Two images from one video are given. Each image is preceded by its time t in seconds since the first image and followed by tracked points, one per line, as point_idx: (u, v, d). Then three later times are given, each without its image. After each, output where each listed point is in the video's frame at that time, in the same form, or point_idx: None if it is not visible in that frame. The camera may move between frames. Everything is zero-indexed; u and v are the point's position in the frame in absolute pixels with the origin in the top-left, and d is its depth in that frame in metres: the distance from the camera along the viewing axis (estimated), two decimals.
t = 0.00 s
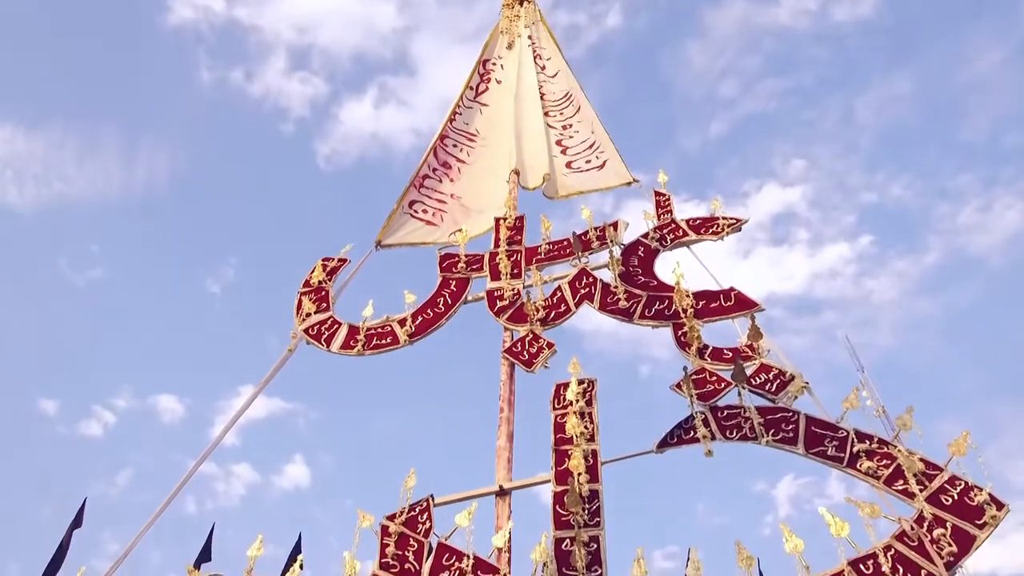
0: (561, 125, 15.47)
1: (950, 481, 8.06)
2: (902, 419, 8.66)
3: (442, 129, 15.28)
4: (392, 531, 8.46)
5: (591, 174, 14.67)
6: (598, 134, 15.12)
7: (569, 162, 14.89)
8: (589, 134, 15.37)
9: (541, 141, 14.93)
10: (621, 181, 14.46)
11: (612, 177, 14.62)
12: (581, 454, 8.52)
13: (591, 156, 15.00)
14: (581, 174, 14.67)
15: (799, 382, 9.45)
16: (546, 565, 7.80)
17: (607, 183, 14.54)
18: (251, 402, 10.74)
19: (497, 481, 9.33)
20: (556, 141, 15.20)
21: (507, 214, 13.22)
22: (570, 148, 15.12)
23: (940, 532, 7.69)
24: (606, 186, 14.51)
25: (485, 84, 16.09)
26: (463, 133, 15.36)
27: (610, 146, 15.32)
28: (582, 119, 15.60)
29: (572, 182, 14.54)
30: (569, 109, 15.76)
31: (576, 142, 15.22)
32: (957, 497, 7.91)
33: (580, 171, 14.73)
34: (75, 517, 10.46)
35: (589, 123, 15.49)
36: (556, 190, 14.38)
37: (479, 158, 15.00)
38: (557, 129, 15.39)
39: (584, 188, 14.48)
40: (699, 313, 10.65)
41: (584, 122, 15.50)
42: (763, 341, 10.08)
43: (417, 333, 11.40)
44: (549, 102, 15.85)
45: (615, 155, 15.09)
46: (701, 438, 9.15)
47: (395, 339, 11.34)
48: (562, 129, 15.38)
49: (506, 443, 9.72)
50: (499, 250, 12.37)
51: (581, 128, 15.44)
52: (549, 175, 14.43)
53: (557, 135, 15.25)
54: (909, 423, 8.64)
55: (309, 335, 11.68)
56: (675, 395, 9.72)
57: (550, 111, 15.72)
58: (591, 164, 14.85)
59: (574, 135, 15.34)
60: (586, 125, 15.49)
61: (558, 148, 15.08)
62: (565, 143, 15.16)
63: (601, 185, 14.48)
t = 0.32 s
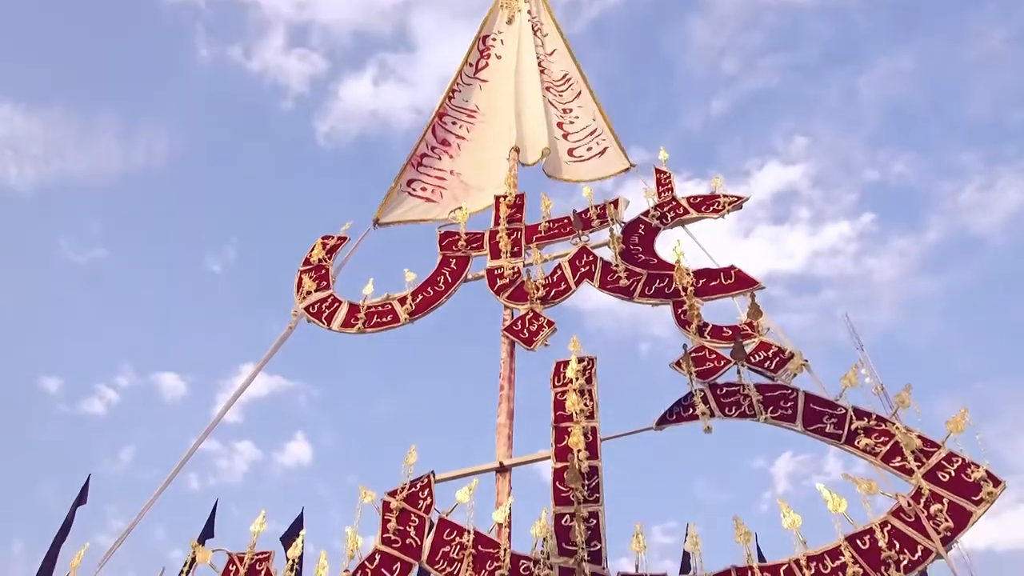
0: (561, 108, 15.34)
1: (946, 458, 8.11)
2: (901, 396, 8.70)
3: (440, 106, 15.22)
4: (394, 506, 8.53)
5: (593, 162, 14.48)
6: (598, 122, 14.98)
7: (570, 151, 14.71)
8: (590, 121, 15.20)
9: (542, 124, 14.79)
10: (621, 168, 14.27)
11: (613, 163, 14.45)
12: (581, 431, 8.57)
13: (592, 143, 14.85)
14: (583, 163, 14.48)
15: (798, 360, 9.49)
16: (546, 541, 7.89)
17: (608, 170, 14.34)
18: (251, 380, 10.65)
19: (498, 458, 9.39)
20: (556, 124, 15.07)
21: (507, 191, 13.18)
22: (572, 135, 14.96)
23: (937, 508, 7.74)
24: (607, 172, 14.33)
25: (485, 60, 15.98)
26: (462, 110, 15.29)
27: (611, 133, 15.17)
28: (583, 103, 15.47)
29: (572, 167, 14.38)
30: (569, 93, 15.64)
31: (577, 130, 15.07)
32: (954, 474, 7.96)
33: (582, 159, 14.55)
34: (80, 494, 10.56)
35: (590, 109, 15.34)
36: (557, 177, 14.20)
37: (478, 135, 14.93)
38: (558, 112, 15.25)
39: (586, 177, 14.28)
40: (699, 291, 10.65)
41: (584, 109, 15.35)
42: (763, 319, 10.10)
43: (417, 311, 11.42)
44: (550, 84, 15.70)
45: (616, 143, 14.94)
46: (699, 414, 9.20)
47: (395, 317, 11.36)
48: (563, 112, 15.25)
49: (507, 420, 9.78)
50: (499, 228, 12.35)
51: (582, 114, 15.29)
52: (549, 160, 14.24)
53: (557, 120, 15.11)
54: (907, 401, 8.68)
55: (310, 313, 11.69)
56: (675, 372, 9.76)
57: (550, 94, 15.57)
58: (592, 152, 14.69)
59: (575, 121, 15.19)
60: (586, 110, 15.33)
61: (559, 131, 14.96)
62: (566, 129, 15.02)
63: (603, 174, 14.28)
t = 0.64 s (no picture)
0: (566, 87, 15.23)
1: (945, 436, 8.15)
2: (899, 374, 8.75)
3: (439, 84, 15.15)
4: (395, 483, 8.61)
5: (600, 140, 14.32)
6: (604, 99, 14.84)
7: (577, 131, 14.59)
8: (596, 98, 15.06)
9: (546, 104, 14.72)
10: (627, 145, 14.08)
11: (619, 140, 14.30)
12: (580, 409, 8.62)
13: (599, 120, 14.69)
14: (589, 143, 14.34)
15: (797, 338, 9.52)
16: (546, 517, 7.97)
17: (615, 148, 14.20)
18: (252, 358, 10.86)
19: (498, 434, 9.47)
20: (562, 104, 14.99)
21: (507, 170, 13.16)
22: (578, 115, 14.84)
23: (934, 484, 7.80)
24: (614, 150, 14.18)
25: (485, 37, 15.89)
26: (462, 87, 15.21)
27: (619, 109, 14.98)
28: (588, 79, 15.33)
29: (578, 145, 14.28)
30: (574, 69, 15.51)
31: (582, 107, 14.96)
32: (952, 451, 8.01)
33: (589, 138, 14.43)
34: (83, 471, 10.65)
35: (596, 86, 15.20)
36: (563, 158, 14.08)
37: (478, 113, 14.84)
38: (563, 91, 15.16)
39: (592, 157, 14.13)
40: (700, 270, 10.66)
41: (590, 86, 15.22)
42: (762, 298, 10.11)
43: (417, 291, 11.44)
44: (555, 62, 15.59)
45: (622, 119, 14.75)
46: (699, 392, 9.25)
47: (395, 296, 11.38)
48: (568, 91, 15.15)
49: (507, 398, 9.84)
50: (499, 206, 12.35)
51: (588, 92, 15.16)
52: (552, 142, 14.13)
53: (563, 99, 15.01)
54: (905, 378, 8.72)
55: (310, 292, 11.71)
56: (674, 350, 9.79)
57: (555, 73, 15.47)
58: (598, 130, 14.53)
59: (581, 100, 15.07)
60: (591, 87, 15.20)
61: (564, 111, 14.88)
62: (573, 109, 14.92)
63: (609, 153, 14.12)
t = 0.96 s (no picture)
0: (573, 59, 15.08)
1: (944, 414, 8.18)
2: (898, 351, 8.77)
3: (438, 61, 15.06)
4: (397, 460, 8.67)
5: (609, 113, 14.15)
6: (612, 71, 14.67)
7: (586, 103, 14.44)
8: (605, 69, 14.88)
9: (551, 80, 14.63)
10: (637, 116, 13.89)
11: (629, 111, 14.10)
12: (580, 386, 8.66)
13: (609, 92, 14.51)
14: (598, 116, 14.18)
15: (797, 316, 9.53)
16: (546, 493, 8.04)
17: (625, 118, 13.99)
18: (255, 335, 11.07)
19: (499, 412, 9.52)
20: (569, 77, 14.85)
21: (507, 147, 13.11)
22: (586, 88, 14.70)
23: (932, 461, 7.85)
24: (623, 121, 13.97)
25: (485, 13, 15.78)
26: (462, 64, 15.12)
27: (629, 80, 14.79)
28: (595, 50, 15.18)
29: (586, 119, 14.14)
30: (580, 41, 15.37)
31: (590, 80, 14.81)
32: (950, 428, 8.05)
33: (598, 110, 14.27)
34: (87, 447, 10.74)
35: (603, 57, 15.04)
36: (571, 133, 13.91)
37: (478, 90, 14.75)
38: (570, 64, 15.03)
39: (601, 131, 13.93)
40: (700, 248, 10.64)
41: (598, 57, 15.05)
42: (763, 276, 10.12)
43: (418, 269, 11.44)
44: (561, 35, 15.46)
45: (632, 91, 14.57)
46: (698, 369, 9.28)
47: (396, 275, 11.38)
48: (574, 64, 15.00)
49: (508, 375, 9.89)
50: (500, 184, 12.32)
51: (596, 63, 14.99)
52: (558, 117, 13.99)
53: (570, 72, 14.86)
54: (905, 356, 8.74)
55: (311, 271, 11.72)
56: (674, 328, 9.81)
57: (561, 46, 15.32)
58: (608, 103, 14.37)
59: (589, 72, 14.92)
60: (599, 58, 15.04)
61: (571, 84, 14.74)
62: (581, 81, 14.78)
63: (619, 126, 13.92)
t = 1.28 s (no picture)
0: (578, 31, 14.95)
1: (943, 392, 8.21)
2: (897, 330, 8.80)
3: (438, 37, 14.96)
4: (398, 437, 8.73)
5: (613, 88, 14.07)
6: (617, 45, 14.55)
7: (590, 77, 14.36)
8: (610, 42, 14.75)
9: (555, 58, 14.59)
10: (643, 92, 13.79)
11: (634, 87, 13.99)
12: (580, 364, 8.70)
13: (615, 67, 14.40)
14: (603, 91, 14.11)
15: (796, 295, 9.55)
16: (546, 469, 8.11)
17: (629, 95, 13.91)
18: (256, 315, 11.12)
19: (500, 389, 9.57)
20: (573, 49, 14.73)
21: (508, 125, 13.07)
22: (591, 59, 14.61)
23: (929, 438, 7.91)
24: (627, 98, 13.88)
25: None
26: (462, 41, 15.02)
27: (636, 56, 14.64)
28: (600, 23, 15.03)
29: (590, 94, 14.06)
30: (585, 13, 15.22)
31: (595, 52, 14.70)
32: (948, 406, 8.10)
33: (603, 85, 14.19)
34: (89, 426, 10.82)
35: (610, 32, 14.86)
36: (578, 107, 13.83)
37: (479, 66, 14.66)
38: (574, 35, 14.91)
39: (609, 106, 13.85)
40: (701, 227, 10.64)
41: (603, 30, 14.91)
42: (763, 255, 10.12)
43: (418, 248, 11.43)
44: (564, 7, 15.31)
45: (639, 67, 14.41)
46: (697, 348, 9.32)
47: (396, 254, 11.39)
48: (579, 36, 14.88)
49: (508, 354, 9.93)
50: (500, 162, 12.29)
51: (601, 35, 14.86)
52: (562, 93, 13.95)
53: (575, 43, 14.77)
54: (904, 334, 8.77)
55: (311, 250, 11.72)
56: (674, 307, 9.83)
57: (564, 18, 15.20)
58: (614, 77, 14.25)
59: (593, 44, 14.80)
60: (605, 31, 14.89)
61: (575, 56, 14.64)
62: (586, 53, 14.68)
63: (628, 102, 13.83)
